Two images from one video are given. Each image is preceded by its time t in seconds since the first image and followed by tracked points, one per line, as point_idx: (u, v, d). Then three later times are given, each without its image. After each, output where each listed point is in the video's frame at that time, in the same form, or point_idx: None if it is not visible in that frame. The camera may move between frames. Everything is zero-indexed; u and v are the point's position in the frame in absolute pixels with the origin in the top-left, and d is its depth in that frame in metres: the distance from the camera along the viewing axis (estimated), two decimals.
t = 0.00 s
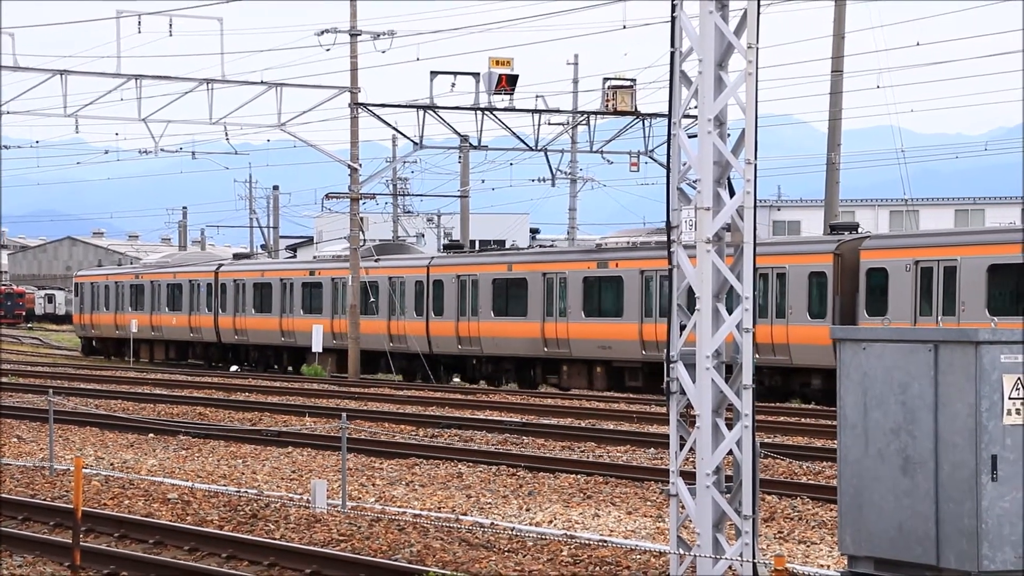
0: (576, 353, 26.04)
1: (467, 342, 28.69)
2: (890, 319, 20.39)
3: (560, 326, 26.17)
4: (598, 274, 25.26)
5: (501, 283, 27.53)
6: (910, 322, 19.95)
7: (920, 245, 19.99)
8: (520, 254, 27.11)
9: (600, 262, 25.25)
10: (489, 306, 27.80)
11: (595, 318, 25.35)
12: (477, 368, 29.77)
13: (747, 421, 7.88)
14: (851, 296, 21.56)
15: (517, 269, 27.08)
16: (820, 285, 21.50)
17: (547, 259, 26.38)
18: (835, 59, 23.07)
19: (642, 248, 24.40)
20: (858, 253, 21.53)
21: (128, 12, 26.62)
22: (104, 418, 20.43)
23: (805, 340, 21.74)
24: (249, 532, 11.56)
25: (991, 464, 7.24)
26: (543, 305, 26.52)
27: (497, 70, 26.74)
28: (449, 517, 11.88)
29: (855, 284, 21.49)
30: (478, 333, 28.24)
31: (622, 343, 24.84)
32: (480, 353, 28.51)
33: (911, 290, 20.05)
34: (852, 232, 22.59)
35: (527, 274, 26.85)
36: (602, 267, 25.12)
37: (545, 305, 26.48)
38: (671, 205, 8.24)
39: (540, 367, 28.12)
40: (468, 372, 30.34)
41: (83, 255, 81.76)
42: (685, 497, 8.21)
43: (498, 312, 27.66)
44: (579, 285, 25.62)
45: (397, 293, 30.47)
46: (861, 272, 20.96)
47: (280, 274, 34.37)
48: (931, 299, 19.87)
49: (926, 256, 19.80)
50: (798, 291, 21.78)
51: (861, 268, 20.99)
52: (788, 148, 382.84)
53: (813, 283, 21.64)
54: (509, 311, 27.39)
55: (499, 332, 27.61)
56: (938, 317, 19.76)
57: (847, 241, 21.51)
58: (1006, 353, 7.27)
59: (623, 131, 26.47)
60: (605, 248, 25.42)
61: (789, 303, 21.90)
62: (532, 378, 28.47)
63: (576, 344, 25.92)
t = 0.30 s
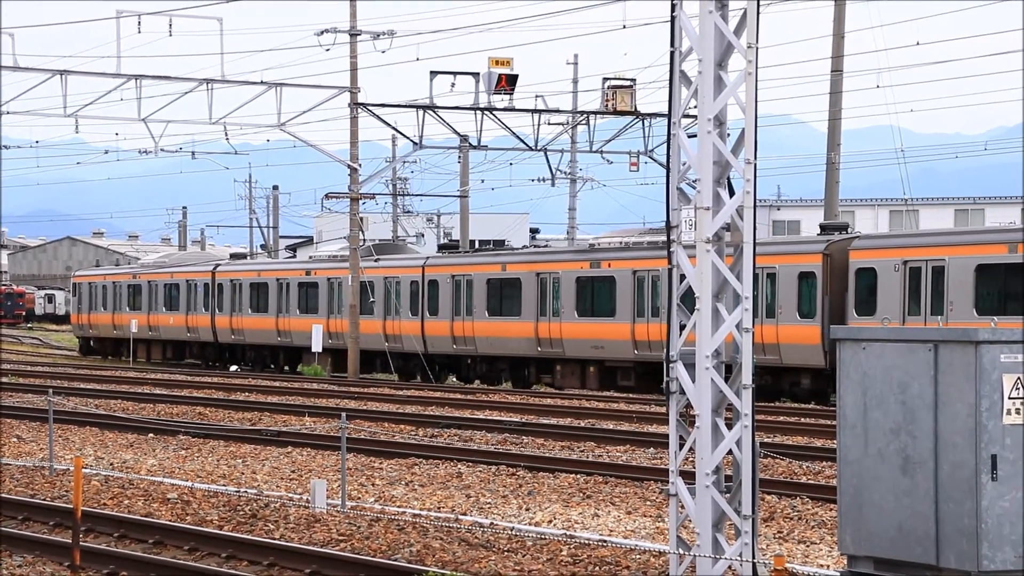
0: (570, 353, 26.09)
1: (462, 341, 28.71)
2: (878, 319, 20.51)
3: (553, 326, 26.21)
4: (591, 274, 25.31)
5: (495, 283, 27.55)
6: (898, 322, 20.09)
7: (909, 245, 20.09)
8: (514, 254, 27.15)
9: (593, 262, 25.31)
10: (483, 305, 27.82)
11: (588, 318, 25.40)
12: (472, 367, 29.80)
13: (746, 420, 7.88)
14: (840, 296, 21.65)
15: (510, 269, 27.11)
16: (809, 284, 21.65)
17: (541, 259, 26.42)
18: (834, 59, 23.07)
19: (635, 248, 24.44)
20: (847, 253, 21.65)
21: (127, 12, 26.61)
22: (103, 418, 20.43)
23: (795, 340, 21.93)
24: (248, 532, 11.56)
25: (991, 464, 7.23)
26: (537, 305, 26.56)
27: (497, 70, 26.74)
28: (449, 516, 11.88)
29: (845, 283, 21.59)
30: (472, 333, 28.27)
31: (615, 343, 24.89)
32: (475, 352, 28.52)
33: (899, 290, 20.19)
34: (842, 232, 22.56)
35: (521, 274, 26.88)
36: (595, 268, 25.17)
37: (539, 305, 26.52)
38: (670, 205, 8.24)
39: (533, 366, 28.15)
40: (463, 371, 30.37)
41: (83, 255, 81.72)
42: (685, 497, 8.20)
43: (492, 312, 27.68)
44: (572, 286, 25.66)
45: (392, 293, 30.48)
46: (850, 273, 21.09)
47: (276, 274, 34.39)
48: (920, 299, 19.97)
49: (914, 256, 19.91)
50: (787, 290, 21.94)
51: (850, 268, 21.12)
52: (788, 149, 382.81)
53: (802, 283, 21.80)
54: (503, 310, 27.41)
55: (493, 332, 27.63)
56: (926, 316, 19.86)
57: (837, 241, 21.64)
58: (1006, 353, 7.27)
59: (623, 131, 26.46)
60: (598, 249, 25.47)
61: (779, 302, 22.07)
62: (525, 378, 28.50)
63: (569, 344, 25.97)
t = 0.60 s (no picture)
0: (562, 352, 26.14)
1: (456, 341, 28.72)
2: (867, 318, 20.64)
3: (545, 326, 26.26)
4: (582, 274, 25.39)
5: (488, 283, 27.58)
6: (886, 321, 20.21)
7: (896, 245, 20.19)
8: (507, 255, 27.19)
9: (586, 263, 25.37)
10: (477, 306, 27.84)
11: (580, 318, 25.46)
12: (466, 367, 29.82)
13: (745, 420, 7.89)
14: (829, 295, 21.87)
15: (503, 269, 27.15)
16: (798, 284, 21.79)
17: (533, 259, 26.47)
18: (831, 59, 23.09)
19: (626, 249, 24.50)
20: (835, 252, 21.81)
21: (125, 13, 26.61)
22: (102, 419, 20.43)
23: (784, 340, 22.11)
24: (248, 532, 11.56)
25: (989, 463, 7.25)
26: (529, 305, 26.59)
27: (495, 70, 26.75)
28: (447, 516, 11.87)
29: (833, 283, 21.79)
30: (466, 333, 28.27)
31: (606, 343, 24.96)
32: (468, 352, 28.53)
33: (887, 290, 20.30)
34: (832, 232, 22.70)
35: (514, 274, 26.92)
36: (587, 268, 25.25)
37: (531, 305, 26.55)
38: (668, 205, 8.25)
39: (526, 366, 28.19)
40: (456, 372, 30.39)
41: (81, 255, 81.63)
42: (684, 496, 8.21)
43: (485, 312, 27.70)
44: (564, 286, 25.73)
45: (386, 293, 30.50)
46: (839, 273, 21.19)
47: (271, 275, 34.41)
48: (907, 298, 20.08)
49: (901, 256, 20.01)
50: (776, 290, 22.10)
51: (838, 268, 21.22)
52: (785, 148, 382.91)
53: (791, 283, 21.94)
54: (497, 310, 27.43)
55: (487, 332, 27.64)
56: (913, 316, 19.98)
57: (824, 241, 21.81)
58: (1005, 352, 7.28)
59: (620, 131, 26.47)
60: (590, 249, 25.54)
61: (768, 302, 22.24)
62: (519, 377, 28.56)
63: (561, 343, 26.02)
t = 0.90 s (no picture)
0: (559, 353, 26.14)
1: (455, 342, 28.71)
2: (860, 318, 20.72)
3: (543, 327, 26.26)
4: (579, 275, 25.39)
5: (487, 283, 27.60)
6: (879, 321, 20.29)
7: (890, 245, 20.28)
8: (505, 255, 27.20)
9: (583, 263, 25.37)
10: (476, 306, 27.85)
11: (577, 318, 25.48)
12: (464, 368, 29.81)
13: (749, 420, 7.88)
14: (822, 295, 21.89)
15: (502, 270, 27.16)
16: (792, 284, 21.82)
17: (531, 260, 26.48)
18: (836, 58, 23.06)
19: (622, 249, 24.53)
20: (829, 252, 21.83)
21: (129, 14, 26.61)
22: (107, 420, 20.45)
23: (779, 340, 22.12)
24: (252, 533, 11.57)
25: (994, 464, 7.24)
26: (527, 305, 26.60)
27: (499, 71, 26.75)
28: (452, 517, 11.87)
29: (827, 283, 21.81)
30: (465, 334, 28.26)
31: (603, 343, 24.98)
32: (468, 353, 28.52)
33: (880, 290, 20.39)
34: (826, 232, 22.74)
35: (512, 275, 26.93)
36: (584, 268, 25.26)
37: (529, 306, 26.57)
38: (672, 205, 8.24)
39: (525, 367, 28.20)
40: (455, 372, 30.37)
41: (86, 256, 81.69)
42: (688, 497, 8.19)
43: (484, 313, 27.72)
44: (562, 286, 25.72)
45: (386, 294, 30.54)
46: (832, 273, 21.27)
47: (272, 276, 34.41)
48: (900, 298, 20.18)
49: (894, 256, 20.10)
50: (770, 291, 22.15)
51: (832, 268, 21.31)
52: (789, 148, 382.50)
53: (784, 283, 21.98)
54: (495, 311, 27.44)
55: (486, 333, 27.64)
56: (907, 315, 20.07)
57: (818, 241, 21.82)
58: (1009, 351, 7.27)
59: (624, 132, 26.46)
60: (588, 249, 25.55)
61: (763, 302, 22.28)
62: (518, 378, 28.59)
63: (559, 344, 26.02)
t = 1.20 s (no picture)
0: (557, 352, 26.15)
1: (453, 341, 28.71)
2: (853, 318, 20.78)
3: (540, 326, 26.27)
4: (576, 274, 25.40)
5: (484, 283, 27.62)
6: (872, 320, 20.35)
7: (882, 244, 20.36)
8: (503, 255, 27.21)
9: (579, 262, 25.38)
10: (474, 306, 27.87)
11: (574, 317, 25.50)
12: (462, 367, 29.80)
13: (752, 419, 7.87)
14: (816, 294, 21.92)
15: (500, 269, 27.17)
16: (785, 283, 21.88)
17: (528, 259, 26.50)
18: (838, 57, 23.05)
19: (619, 248, 24.55)
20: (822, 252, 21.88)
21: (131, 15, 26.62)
22: (110, 420, 20.47)
23: (774, 339, 22.16)
24: (255, 533, 11.57)
25: (997, 462, 7.24)
26: (525, 305, 26.61)
27: (501, 70, 26.76)
28: (455, 516, 11.87)
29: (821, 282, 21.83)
30: (463, 333, 28.27)
31: (599, 342, 25.00)
32: (466, 352, 28.52)
33: (873, 289, 20.46)
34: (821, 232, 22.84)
35: (510, 274, 26.94)
36: (580, 268, 25.27)
37: (527, 305, 26.58)
38: (674, 204, 8.24)
39: (522, 366, 28.23)
40: (453, 371, 30.37)
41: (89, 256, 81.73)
42: (691, 496, 8.19)
43: (482, 312, 27.73)
44: (559, 285, 25.73)
45: (384, 293, 30.58)
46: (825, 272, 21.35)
47: (271, 276, 34.42)
48: (893, 297, 20.24)
49: (886, 255, 20.19)
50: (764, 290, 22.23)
51: (825, 267, 21.38)
52: (792, 147, 382.18)
53: (779, 282, 22.05)
54: (493, 309, 27.46)
55: (484, 332, 27.64)
56: (899, 314, 20.11)
57: (811, 241, 21.89)
58: (1013, 350, 7.27)
59: (626, 131, 26.45)
60: (585, 248, 25.56)
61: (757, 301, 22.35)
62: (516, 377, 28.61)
63: (556, 343, 26.03)
